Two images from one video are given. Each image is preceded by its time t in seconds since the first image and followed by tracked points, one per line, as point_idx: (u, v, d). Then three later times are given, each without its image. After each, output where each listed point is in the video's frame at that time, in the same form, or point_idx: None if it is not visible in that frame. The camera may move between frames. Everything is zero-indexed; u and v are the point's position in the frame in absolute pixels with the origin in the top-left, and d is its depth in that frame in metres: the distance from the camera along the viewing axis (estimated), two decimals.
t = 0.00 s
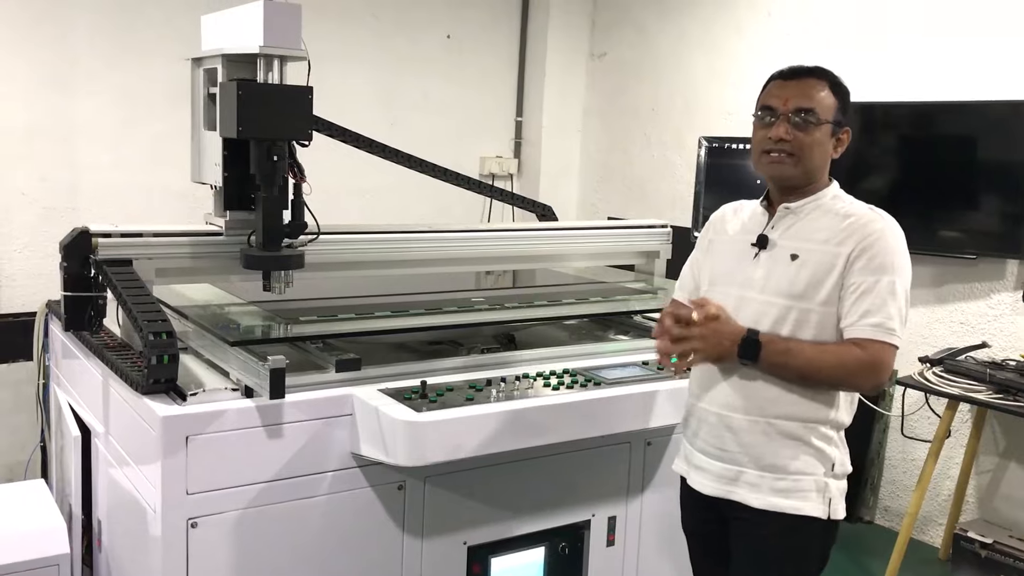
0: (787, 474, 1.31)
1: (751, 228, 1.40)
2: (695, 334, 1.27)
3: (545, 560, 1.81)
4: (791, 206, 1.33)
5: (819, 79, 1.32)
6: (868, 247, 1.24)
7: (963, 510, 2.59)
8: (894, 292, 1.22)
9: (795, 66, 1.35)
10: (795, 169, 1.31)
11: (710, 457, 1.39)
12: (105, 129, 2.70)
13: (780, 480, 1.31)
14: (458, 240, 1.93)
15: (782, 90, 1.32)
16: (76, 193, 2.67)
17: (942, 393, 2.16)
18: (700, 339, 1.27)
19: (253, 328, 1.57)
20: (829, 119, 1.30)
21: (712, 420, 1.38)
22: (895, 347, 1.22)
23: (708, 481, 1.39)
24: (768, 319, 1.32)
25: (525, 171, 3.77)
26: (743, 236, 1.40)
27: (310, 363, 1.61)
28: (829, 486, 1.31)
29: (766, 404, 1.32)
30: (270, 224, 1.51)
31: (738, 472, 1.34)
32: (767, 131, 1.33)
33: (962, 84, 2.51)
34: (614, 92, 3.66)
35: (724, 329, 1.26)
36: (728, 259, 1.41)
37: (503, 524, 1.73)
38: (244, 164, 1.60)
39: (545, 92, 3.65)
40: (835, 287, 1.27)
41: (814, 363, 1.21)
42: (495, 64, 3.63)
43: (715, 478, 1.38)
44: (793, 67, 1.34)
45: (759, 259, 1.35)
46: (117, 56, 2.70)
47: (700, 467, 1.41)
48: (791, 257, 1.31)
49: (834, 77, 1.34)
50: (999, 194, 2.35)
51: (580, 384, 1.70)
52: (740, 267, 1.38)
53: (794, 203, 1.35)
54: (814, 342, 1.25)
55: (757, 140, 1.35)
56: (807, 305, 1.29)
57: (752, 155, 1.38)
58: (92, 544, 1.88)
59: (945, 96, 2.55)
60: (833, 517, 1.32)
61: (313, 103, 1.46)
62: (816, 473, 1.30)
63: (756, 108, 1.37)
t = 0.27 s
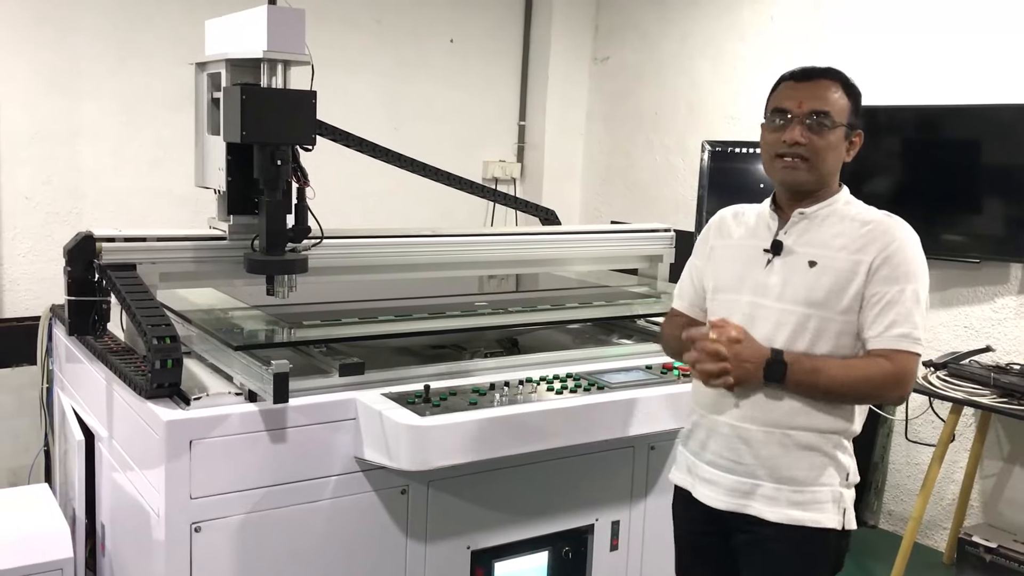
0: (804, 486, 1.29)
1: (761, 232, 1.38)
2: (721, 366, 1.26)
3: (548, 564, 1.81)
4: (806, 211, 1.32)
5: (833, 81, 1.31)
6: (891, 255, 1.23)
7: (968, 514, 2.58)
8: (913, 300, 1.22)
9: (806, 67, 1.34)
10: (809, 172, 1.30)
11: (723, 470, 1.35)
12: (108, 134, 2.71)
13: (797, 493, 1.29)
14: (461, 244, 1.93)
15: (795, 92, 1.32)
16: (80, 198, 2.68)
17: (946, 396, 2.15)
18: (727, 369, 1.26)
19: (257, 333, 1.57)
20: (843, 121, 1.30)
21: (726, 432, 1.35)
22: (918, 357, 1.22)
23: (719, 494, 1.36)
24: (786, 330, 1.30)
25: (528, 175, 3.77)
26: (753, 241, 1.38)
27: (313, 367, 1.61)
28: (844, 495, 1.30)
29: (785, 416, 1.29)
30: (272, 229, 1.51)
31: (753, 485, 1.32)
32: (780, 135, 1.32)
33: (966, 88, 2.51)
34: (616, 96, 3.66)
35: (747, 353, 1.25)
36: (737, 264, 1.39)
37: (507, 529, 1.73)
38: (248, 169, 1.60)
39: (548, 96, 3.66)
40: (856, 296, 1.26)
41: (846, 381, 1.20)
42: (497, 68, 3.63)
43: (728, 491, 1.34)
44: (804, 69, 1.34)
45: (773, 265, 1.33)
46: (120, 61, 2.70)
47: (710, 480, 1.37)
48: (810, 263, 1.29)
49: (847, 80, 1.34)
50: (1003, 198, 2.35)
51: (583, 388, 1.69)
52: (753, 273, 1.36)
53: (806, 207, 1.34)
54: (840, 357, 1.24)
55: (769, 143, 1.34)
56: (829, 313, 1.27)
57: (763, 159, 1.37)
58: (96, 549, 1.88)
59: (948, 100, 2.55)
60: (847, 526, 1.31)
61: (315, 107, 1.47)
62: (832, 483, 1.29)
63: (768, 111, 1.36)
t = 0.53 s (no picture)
0: (816, 498, 1.28)
1: (768, 239, 1.37)
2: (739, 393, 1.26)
3: (550, 568, 1.81)
4: (818, 218, 1.31)
5: (846, 86, 1.32)
6: (906, 267, 1.23)
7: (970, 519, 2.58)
8: (928, 312, 1.22)
9: (818, 72, 1.34)
10: (822, 178, 1.30)
11: (734, 482, 1.34)
12: (111, 138, 2.72)
13: (810, 505, 1.28)
14: (463, 248, 1.94)
15: (809, 96, 1.32)
16: (83, 202, 2.68)
17: (948, 400, 2.16)
18: (746, 394, 1.26)
19: (259, 337, 1.58)
20: (856, 127, 1.30)
21: (737, 444, 1.33)
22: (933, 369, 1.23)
23: (730, 508, 1.33)
24: (802, 341, 1.29)
25: (529, 178, 3.77)
26: (762, 249, 1.37)
27: (315, 371, 1.61)
28: (855, 506, 1.29)
29: (798, 428, 1.28)
30: (275, 233, 1.52)
31: (765, 498, 1.30)
32: (794, 139, 1.32)
33: (966, 92, 2.52)
34: (618, 99, 3.67)
35: (766, 379, 1.25)
36: (745, 272, 1.37)
37: (508, 532, 1.73)
38: (250, 173, 1.60)
39: (549, 100, 3.66)
40: (871, 308, 1.25)
41: (866, 397, 1.20)
42: (499, 72, 3.64)
43: (739, 505, 1.32)
44: (816, 73, 1.34)
45: (785, 275, 1.32)
46: (123, 65, 2.71)
47: (720, 493, 1.35)
48: (824, 274, 1.28)
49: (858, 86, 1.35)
50: (1004, 202, 2.35)
51: (585, 392, 1.69)
52: (763, 282, 1.35)
53: (817, 214, 1.33)
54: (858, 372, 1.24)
55: (782, 147, 1.33)
56: (844, 324, 1.27)
57: (774, 163, 1.36)
58: (97, 552, 1.89)
59: (949, 104, 2.55)
60: (858, 537, 1.30)
61: (318, 112, 1.47)
62: (844, 494, 1.28)
63: (779, 115, 1.36)
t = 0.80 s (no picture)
0: (810, 499, 1.28)
1: (759, 241, 1.36)
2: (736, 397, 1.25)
3: (551, 570, 1.81)
4: (811, 221, 1.31)
5: (840, 87, 1.31)
6: (897, 271, 1.23)
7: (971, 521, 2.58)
8: (918, 316, 1.22)
9: (813, 71, 1.33)
10: (817, 181, 1.30)
11: (727, 486, 1.33)
12: (112, 141, 2.72)
13: (804, 507, 1.28)
14: (464, 250, 1.94)
15: (805, 97, 1.31)
16: (84, 205, 2.69)
17: (948, 403, 2.16)
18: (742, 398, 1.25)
19: (259, 339, 1.59)
20: (850, 129, 1.30)
21: (730, 449, 1.33)
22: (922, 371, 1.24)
23: (724, 512, 1.33)
24: (793, 345, 1.29)
25: (530, 181, 3.78)
26: (752, 251, 1.36)
27: (315, 374, 1.62)
28: (850, 505, 1.29)
29: (790, 431, 1.28)
30: (276, 235, 1.52)
31: (759, 501, 1.30)
32: (789, 140, 1.31)
33: (966, 94, 2.52)
34: (618, 102, 3.67)
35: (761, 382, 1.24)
36: (735, 275, 1.36)
37: (509, 535, 1.73)
38: (251, 175, 1.60)
39: (549, 103, 3.67)
40: (862, 311, 1.25)
41: (857, 400, 1.21)
42: (499, 74, 3.64)
43: (733, 508, 1.32)
44: (811, 73, 1.33)
45: (776, 278, 1.31)
46: (124, 68, 2.72)
47: (713, 497, 1.35)
48: (816, 277, 1.28)
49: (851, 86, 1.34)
50: (1004, 204, 2.35)
51: (585, 395, 1.70)
52: (754, 284, 1.34)
53: (809, 216, 1.34)
54: (848, 376, 1.24)
55: (777, 149, 1.32)
56: (835, 328, 1.26)
57: (768, 164, 1.35)
58: (98, 555, 1.89)
59: (949, 107, 2.55)
60: (853, 536, 1.29)
61: (319, 115, 1.47)
62: (838, 494, 1.28)
63: (773, 114, 1.35)
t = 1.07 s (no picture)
0: (804, 494, 1.27)
1: (746, 242, 1.34)
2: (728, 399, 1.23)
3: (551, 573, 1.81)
4: (798, 221, 1.30)
5: (823, 87, 1.30)
6: (883, 270, 1.23)
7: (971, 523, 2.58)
8: (905, 314, 1.22)
9: (796, 72, 1.32)
10: (803, 182, 1.29)
11: (721, 484, 1.32)
12: (112, 144, 2.72)
13: (799, 502, 1.27)
14: (464, 253, 1.94)
15: (788, 99, 1.29)
16: (84, 209, 2.69)
17: (948, 405, 2.16)
18: (733, 400, 1.24)
19: (260, 342, 1.59)
20: (835, 130, 1.29)
21: (722, 447, 1.32)
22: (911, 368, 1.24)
23: (719, 510, 1.32)
24: (783, 347, 1.28)
25: (530, 184, 3.78)
26: (740, 252, 1.34)
27: (316, 376, 1.62)
28: (842, 498, 1.29)
29: (782, 428, 1.27)
30: (276, 238, 1.52)
31: (754, 498, 1.29)
32: (774, 143, 1.30)
33: (966, 96, 2.52)
34: (618, 104, 3.67)
35: (753, 385, 1.23)
36: (724, 277, 1.35)
37: (509, 538, 1.72)
38: (251, 178, 1.60)
39: (549, 106, 3.67)
40: (850, 311, 1.24)
41: (846, 400, 1.20)
42: (499, 77, 3.64)
43: (728, 506, 1.31)
44: (793, 74, 1.31)
45: (764, 280, 1.30)
46: (124, 71, 2.72)
47: (707, 495, 1.33)
48: (804, 279, 1.27)
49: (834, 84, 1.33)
50: (1004, 206, 2.35)
51: (585, 397, 1.69)
52: (743, 286, 1.32)
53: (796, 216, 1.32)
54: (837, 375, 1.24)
55: (762, 152, 1.31)
56: (824, 329, 1.26)
57: (753, 167, 1.34)
58: (98, 558, 1.88)
59: (948, 109, 2.56)
60: (845, 527, 1.30)
61: (319, 118, 1.47)
62: (830, 488, 1.28)
63: (757, 117, 1.33)
